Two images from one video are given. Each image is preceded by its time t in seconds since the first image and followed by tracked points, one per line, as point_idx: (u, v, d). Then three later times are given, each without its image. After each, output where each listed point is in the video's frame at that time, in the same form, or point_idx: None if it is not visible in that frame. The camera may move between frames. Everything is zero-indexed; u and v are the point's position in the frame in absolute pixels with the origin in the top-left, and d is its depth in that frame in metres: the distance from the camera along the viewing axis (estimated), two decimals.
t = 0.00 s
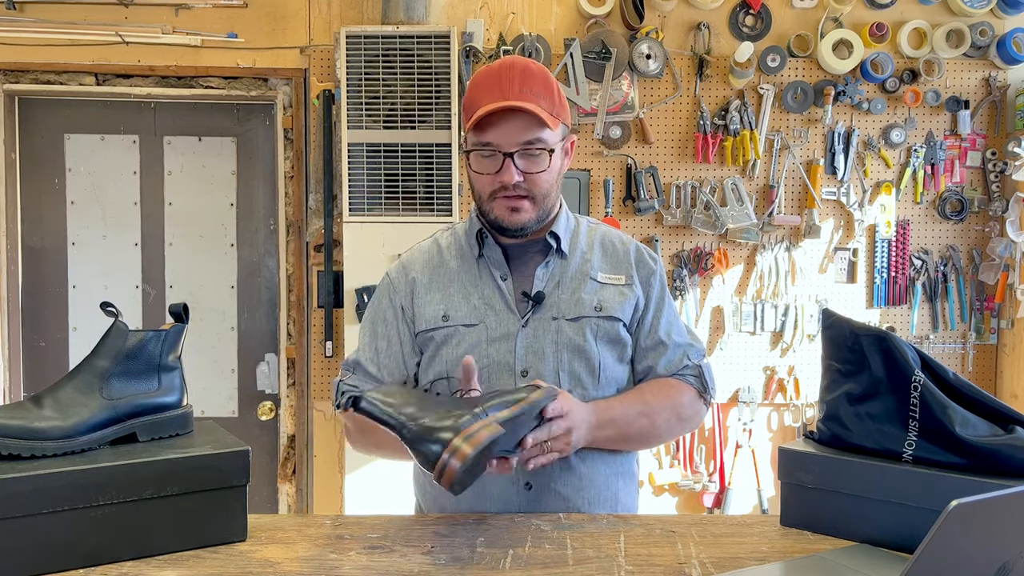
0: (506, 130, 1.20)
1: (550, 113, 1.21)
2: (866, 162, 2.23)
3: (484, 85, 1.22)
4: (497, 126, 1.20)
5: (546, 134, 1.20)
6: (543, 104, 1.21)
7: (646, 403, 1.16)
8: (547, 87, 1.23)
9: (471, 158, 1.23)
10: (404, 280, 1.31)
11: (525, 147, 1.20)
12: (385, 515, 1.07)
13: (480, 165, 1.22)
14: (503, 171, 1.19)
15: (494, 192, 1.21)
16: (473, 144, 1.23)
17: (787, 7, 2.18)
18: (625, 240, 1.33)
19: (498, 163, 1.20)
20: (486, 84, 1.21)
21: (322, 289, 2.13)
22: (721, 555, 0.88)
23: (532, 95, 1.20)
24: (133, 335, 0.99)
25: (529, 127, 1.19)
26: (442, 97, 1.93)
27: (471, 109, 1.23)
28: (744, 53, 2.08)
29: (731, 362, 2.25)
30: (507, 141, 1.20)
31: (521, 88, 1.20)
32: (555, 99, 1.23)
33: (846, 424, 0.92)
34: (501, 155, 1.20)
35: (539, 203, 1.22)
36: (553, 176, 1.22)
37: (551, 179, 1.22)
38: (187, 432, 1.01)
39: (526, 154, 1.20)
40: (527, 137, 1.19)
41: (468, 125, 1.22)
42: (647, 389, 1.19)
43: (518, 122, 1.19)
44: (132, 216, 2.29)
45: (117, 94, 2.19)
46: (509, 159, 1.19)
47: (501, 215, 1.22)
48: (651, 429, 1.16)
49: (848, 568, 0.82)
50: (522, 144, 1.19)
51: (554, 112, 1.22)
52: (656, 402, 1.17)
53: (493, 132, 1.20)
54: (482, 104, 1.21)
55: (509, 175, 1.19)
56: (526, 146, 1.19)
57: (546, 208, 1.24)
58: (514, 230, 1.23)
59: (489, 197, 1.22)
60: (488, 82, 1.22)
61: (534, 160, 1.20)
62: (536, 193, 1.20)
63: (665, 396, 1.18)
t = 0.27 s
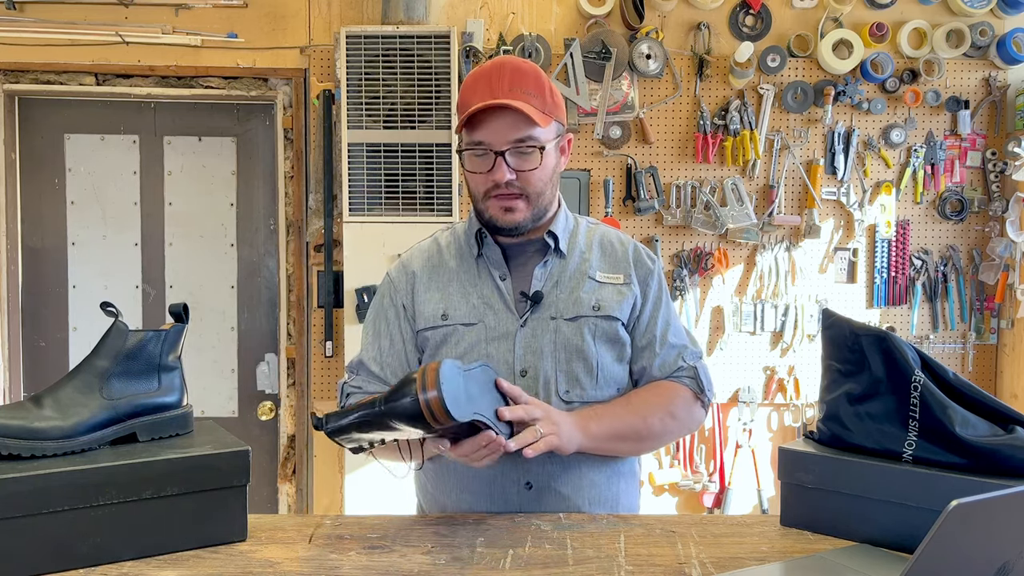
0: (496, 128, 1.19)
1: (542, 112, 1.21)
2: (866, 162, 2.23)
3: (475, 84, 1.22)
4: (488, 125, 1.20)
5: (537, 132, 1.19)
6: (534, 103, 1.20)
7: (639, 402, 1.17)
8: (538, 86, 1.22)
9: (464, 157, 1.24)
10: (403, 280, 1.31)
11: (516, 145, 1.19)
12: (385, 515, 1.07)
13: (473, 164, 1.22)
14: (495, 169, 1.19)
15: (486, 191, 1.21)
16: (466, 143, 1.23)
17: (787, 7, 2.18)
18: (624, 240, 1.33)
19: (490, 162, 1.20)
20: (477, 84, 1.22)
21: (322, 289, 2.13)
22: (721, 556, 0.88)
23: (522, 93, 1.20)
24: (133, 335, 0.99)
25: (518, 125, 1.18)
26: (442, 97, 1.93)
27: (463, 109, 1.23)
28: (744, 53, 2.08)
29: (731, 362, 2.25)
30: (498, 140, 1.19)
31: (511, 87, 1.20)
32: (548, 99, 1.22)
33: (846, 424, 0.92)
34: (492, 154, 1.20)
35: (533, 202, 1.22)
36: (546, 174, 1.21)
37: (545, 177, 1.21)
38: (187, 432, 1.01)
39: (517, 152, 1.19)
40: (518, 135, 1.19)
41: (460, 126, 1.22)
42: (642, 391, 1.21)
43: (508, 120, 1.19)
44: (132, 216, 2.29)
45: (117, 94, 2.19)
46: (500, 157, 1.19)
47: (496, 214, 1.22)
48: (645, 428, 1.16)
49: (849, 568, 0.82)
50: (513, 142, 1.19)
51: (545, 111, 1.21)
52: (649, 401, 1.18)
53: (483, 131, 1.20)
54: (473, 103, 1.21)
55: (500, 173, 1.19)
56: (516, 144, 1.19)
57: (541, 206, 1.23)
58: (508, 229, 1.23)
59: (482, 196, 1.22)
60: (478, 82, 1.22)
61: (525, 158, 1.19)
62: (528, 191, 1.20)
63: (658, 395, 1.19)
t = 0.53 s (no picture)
0: (498, 129, 1.19)
1: (543, 112, 1.21)
2: (866, 162, 2.23)
3: (477, 84, 1.22)
4: (489, 125, 1.20)
5: (539, 133, 1.19)
6: (536, 104, 1.21)
7: (640, 400, 1.17)
8: (540, 87, 1.23)
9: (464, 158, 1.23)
10: (403, 281, 1.31)
11: (518, 146, 1.19)
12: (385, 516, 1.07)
13: (473, 164, 1.22)
14: (497, 170, 1.19)
15: (487, 190, 1.21)
16: (467, 143, 1.22)
17: (787, 7, 2.18)
18: (624, 240, 1.33)
19: (491, 162, 1.20)
20: (479, 84, 1.22)
21: (322, 289, 2.13)
22: (722, 556, 0.88)
23: (523, 95, 1.20)
24: (133, 335, 0.99)
25: (520, 126, 1.19)
26: (442, 97, 1.93)
27: (464, 110, 1.23)
28: (744, 53, 2.08)
29: (731, 362, 2.25)
30: (499, 140, 1.19)
31: (513, 87, 1.20)
32: (548, 100, 1.23)
33: (846, 424, 0.92)
34: (494, 155, 1.20)
35: (534, 202, 1.22)
36: (547, 174, 1.22)
37: (545, 177, 1.22)
38: (187, 432, 1.01)
39: (519, 153, 1.19)
40: (519, 136, 1.19)
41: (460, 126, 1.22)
42: (643, 389, 1.20)
43: (510, 121, 1.19)
44: (132, 216, 2.29)
45: (117, 94, 2.19)
46: (502, 158, 1.19)
47: (498, 215, 1.22)
48: (647, 425, 1.15)
49: (849, 568, 0.82)
50: (514, 143, 1.19)
51: (546, 112, 1.22)
52: (651, 399, 1.18)
53: (485, 132, 1.20)
54: (474, 103, 1.21)
55: (502, 174, 1.19)
56: (518, 145, 1.19)
57: (542, 206, 1.23)
58: (509, 229, 1.23)
59: (482, 196, 1.22)
60: (480, 83, 1.22)
61: (527, 159, 1.20)
62: (529, 191, 1.20)
63: (660, 393, 1.19)
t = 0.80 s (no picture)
0: (500, 128, 1.19)
1: (545, 113, 1.21)
2: (866, 162, 2.23)
3: (479, 83, 1.22)
4: (492, 125, 1.20)
5: (541, 133, 1.20)
6: (538, 105, 1.21)
7: (645, 403, 1.17)
8: (542, 89, 1.23)
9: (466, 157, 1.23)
10: (403, 281, 1.31)
11: (520, 146, 1.19)
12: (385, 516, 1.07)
13: (475, 164, 1.22)
14: (499, 170, 1.19)
15: (488, 190, 1.21)
16: (469, 142, 1.22)
17: (787, 7, 2.18)
18: (624, 240, 1.34)
19: (492, 162, 1.20)
20: (482, 83, 1.22)
21: (322, 289, 2.13)
22: (721, 556, 0.88)
23: (526, 95, 1.20)
24: (133, 335, 0.99)
25: (523, 127, 1.19)
26: (442, 97, 1.93)
27: (466, 109, 1.23)
28: (744, 53, 2.08)
29: (731, 362, 2.25)
30: (502, 140, 1.19)
31: (515, 87, 1.20)
32: (551, 100, 1.23)
33: (846, 424, 0.92)
34: (495, 155, 1.20)
35: (535, 203, 1.22)
36: (549, 175, 1.22)
37: (546, 178, 1.22)
38: (187, 432, 1.01)
39: (521, 153, 1.19)
40: (521, 136, 1.19)
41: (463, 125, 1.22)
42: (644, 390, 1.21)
43: (512, 121, 1.19)
44: (132, 216, 2.29)
45: (117, 94, 2.19)
46: (504, 157, 1.19)
47: (499, 214, 1.22)
48: (652, 427, 1.16)
49: (849, 568, 0.82)
50: (516, 143, 1.19)
51: (549, 112, 1.22)
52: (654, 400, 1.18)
53: (487, 131, 1.20)
54: (477, 102, 1.21)
55: (504, 174, 1.19)
56: (521, 145, 1.19)
57: (543, 207, 1.23)
58: (510, 229, 1.23)
59: (483, 196, 1.22)
60: (483, 83, 1.22)
61: (529, 159, 1.20)
62: (530, 192, 1.20)
63: (661, 394, 1.20)
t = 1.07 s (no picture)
0: (498, 128, 1.20)
1: (543, 113, 1.21)
2: (866, 162, 2.23)
3: (479, 82, 1.22)
4: (490, 124, 1.20)
5: (539, 133, 1.20)
6: (537, 105, 1.21)
7: (654, 403, 1.17)
8: (541, 89, 1.23)
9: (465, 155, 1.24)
10: (403, 282, 1.31)
11: (517, 145, 1.19)
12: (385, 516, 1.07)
13: (473, 163, 1.22)
14: (497, 169, 1.19)
15: (486, 190, 1.21)
16: (468, 141, 1.23)
17: (787, 7, 2.18)
18: (624, 240, 1.34)
19: (490, 162, 1.20)
20: (481, 82, 1.22)
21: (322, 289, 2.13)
22: (721, 556, 0.88)
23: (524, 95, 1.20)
24: (133, 335, 0.99)
25: (520, 126, 1.19)
26: (442, 97, 1.93)
27: (465, 108, 1.23)
28: (744, 53, 2.08)
29: (731, 362, 2.25)
30: (500, 139, 1.19)
31: (514, 87, 1.20)
32: (550, 100, 1.23)
33: (846, 424, 0.92)
34: (493, 154, 1.20)
35: (533, 202, 1.22)
36: (547, 175, 1.21)
37: (544, 178, 1.21)
38: (187, 432, 1.01)
39: (519, 152, 1.19)
40: (519, 136, 1.19)
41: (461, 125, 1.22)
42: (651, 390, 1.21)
43: (510, 121, 1.19)
44: (132, 216, 2.29)
45: (117, 94, 2.19)
46: (501, 157, 1.19)
47: (497, 214, 1.22)
48: (661, 428, 1.16)
49: (849, 568, 0.82)
50: (514, 143, 1.19)
51: (547, 112, 1.22)
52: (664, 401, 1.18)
53: (485, 130, 1.20)
54: (476, 101, 1.21)
55: (501, 173, 1.19)
56: (518, 144, 1.19)
57: (541, 206, 1.23)
58: (508, 229, 1.23)
59: (480, 195, 1.22)
60: (482, 82, 1.22)
61: (527, 159, 1.20)
62: (528, 192, 1.20)
63: (670, 394, 1.19)
